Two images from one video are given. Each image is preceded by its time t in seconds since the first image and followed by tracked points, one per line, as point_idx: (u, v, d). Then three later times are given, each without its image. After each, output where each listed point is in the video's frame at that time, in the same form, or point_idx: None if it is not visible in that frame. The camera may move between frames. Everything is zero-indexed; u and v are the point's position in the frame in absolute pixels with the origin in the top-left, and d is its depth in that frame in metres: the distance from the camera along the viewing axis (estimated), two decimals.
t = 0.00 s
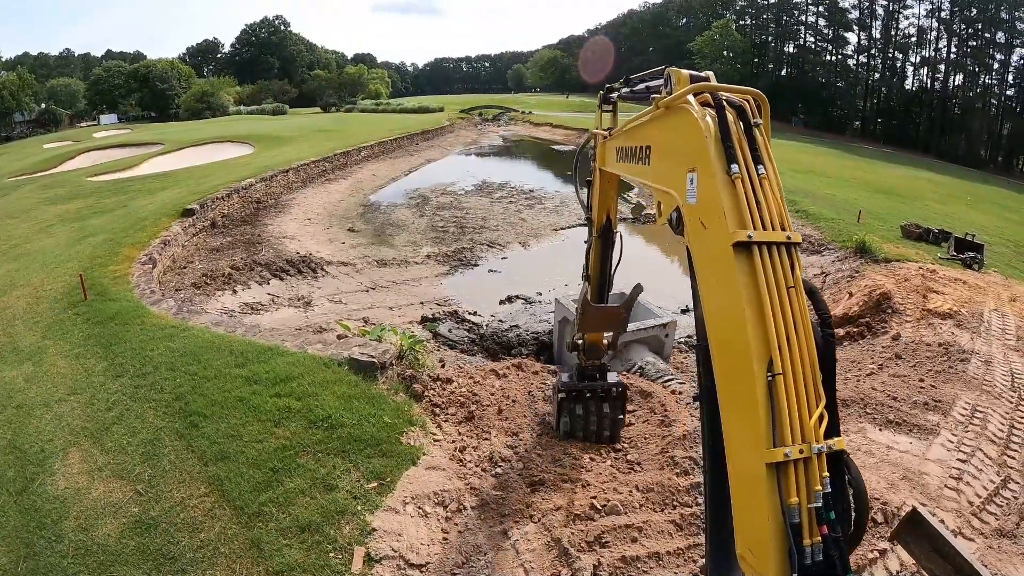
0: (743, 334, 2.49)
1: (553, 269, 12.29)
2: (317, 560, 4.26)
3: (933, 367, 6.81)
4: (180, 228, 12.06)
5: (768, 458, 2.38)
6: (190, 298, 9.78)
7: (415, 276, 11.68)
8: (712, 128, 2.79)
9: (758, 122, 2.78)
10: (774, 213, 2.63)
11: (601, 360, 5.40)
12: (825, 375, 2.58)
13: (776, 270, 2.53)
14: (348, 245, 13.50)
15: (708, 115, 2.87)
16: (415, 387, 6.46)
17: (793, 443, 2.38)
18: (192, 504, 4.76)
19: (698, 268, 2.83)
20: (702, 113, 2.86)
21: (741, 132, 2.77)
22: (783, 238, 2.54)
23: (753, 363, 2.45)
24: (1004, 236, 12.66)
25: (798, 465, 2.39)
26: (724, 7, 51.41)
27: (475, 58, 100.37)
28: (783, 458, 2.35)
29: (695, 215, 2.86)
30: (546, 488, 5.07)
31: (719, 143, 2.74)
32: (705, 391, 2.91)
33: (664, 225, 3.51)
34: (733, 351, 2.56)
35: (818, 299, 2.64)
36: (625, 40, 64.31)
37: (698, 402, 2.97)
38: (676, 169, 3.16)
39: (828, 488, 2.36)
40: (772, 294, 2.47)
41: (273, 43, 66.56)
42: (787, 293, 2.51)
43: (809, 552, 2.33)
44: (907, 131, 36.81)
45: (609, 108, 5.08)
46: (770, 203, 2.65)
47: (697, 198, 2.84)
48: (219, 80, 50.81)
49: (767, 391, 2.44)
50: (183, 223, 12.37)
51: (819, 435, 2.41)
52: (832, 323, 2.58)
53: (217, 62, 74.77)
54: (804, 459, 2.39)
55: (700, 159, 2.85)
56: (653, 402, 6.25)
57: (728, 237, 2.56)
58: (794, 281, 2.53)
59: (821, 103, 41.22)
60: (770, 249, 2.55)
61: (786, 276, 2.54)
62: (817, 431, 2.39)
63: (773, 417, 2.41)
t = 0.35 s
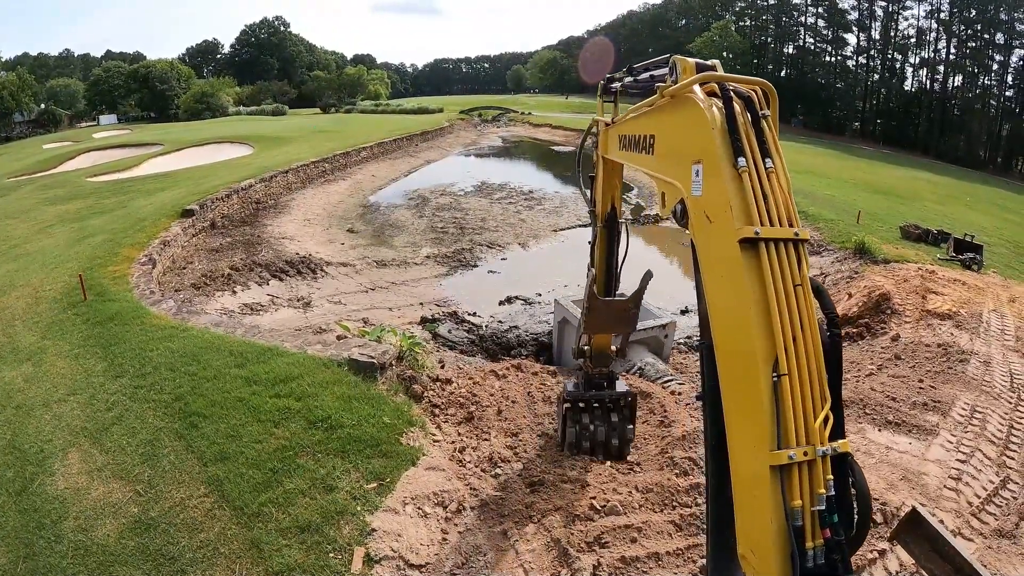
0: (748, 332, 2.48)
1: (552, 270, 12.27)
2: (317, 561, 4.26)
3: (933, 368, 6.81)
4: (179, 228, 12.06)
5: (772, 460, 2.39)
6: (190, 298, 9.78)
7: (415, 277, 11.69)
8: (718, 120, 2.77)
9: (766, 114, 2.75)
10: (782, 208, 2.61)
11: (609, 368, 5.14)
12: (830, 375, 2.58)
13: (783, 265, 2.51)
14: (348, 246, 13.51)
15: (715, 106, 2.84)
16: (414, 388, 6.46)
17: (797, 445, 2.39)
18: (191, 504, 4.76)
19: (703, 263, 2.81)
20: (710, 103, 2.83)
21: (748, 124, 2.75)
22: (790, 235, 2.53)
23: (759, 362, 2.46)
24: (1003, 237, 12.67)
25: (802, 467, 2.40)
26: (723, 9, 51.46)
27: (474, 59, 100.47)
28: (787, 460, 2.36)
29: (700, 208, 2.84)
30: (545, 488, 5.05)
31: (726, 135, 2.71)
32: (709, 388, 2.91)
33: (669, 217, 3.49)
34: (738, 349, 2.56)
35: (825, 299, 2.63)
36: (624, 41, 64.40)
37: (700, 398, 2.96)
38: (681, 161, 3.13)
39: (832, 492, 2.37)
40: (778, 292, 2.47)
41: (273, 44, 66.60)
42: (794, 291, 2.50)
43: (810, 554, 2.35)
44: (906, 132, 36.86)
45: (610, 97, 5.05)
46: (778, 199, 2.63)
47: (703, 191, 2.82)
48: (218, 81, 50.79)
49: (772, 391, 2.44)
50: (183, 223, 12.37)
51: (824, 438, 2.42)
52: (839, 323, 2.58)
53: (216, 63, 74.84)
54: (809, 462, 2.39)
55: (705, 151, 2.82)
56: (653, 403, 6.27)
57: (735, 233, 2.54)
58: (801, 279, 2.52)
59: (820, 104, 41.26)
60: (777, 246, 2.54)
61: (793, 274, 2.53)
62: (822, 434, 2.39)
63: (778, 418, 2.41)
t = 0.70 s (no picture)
0: (754, 330, 2.48)
1: (551, 270, 12.27)
2: (316, 561, 4.26)
3: (932, 368, 6.81)
4: (178, 228, 12.05)
5: (776, 462, 2.39)
6: (189, 299, 9.78)
7: (414, 278, 11.69)
8: (724, 113, 2.75)
9: (772, 108, 2.73)
10: (788, 205, 2.59)
11: (616, 376, 4.95)
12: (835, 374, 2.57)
13: (789, 263, 2.50)
14: (347, 247, 13.52)
15: (720, 98, 2.81)
16: (413, 388, 6.45)
17: (801, 447, 2.39)
18: (191, 504, 4.76)
19: (707, 258, 2.80)
20: (714, 95, 2.80)
21: (755, 118, 2.72)
22: (797, 232, 2.51)
23: (763, 362, 2.45)
24: (1001, 237, 12.68)
25: (805, 469, 2.40)
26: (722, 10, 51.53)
27: (473, 60, 100.51)
28: (790, 462, 2.36)
29: (704, 203, 2.82)
30: (544, 489, 5.05)
31: (732, 129, 2.69)
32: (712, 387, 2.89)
33: (672, 211, 3.47)
34: (742, 347, 2.55)
35: (831, 297, 2.62)
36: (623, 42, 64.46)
37: (701, 395, 2.95)
38: (685, 153, 3.11)
39: (835, 495, 2.38)
40: (784, 290, 2.46)
41: (271, 44, 66.62)
42: (800, 290, 2.49)
43: (813, 557, 2.35)
44: (904, 132, 36.88)
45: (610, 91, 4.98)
46: (784, 194, 2.61)
47: (708, 184, 2.80)
48: (218, 81, 50.80)
49: (777, 391, 2.44)
50: (182, 223, 12.36)
51: (828, 440, 2.42)
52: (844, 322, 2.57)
53: (215, 63, 74.85)
54: (812, 464, 2.40)
55: (710, 145, 2.80)
56: (652, 403, 6.28)
57: (740, 230, 2.53)
58: (806, 277, 2.51)
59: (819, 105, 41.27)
60: (783, 243, 2.52)
61: (798, 271, 2.52)
62: (825, 436, 2.40)
63: (782, 419, 2.41)
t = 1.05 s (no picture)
0: (753, 331, 2.49)
1: (552, 272, 12.27)
2: (317, 561, 4.26)
3: (933, 370, 6.80)
4: (179, 228, 12.05)
5: (775, 463, 2.40)
6: (190, 299, 9.79)
7: (415, 279, 11.70)
8: (724, 113, 2.74)
9: (772, 107, 2.73)
10: (787, 204, 2.60)
11: (627, 389, 4.72)
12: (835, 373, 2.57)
13: (788, 263, 2.51)
14: (348, 248, 13.53)
15: (720, 98, 2.80)
16: (415, 389, 6.46)
17: (800, 448, 2.41)
18: (192, 504, 4.77)
19: (705, 258, 2.81)
20: (714, 94, 2.80)
21: (755, 118, 2.72)
22: (797, 232, 2.51)
23: (763, 363, 2.46)
24: (1002, 240, 12.70)
25: (805, 469, 2.41)
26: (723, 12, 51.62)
27: (475, 61, 100.68)
28: (790, 463, 2.38)
29: (704, 202, 2.82)
30: (546, 489, 5.07)
31: (732, 128, 2.68)
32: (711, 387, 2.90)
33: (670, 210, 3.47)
34: (742, 348, 2.55)
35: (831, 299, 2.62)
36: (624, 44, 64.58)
37: (701, 395, 2.95)
38: (683, 152, 3.10)
39: (834, 495, 2.39)
40: (783, 290, 2.46)
41: (274, 45, 66.80)
42: (800, 290, 2.50)
43: (812, 557, 2.36)
44: (905, 134, 36.89)
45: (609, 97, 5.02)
46: (784, 194, 2.61)
47: (707, 184, 2.80)
48: (220, 82, 50.89)
49: (776, 391, 2.45)
50: (183, 223, 12.38)
51: (828, 440, 2.43)
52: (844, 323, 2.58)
53: (217, 64, 74.96)
54: (811, 464, 2.41)
55: (709, 144, 2.79)
56: (653, 404, 6.30)
57: (740, 230, 2.53)
58: (806, 278, 2.52)
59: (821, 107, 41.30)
60: (783, 243, 2.53)
61: (798, 272, 2.52)
62: (825, 436, 2.41)
63: (782, 420, 2.42)
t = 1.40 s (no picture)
0: (749, 332, 2.49)
1: (554, 264, 12.22)
2: (318, 559, 4.26)
3: (937, 364, 6.78)
4: (180, 224, 12.01)
5: (772, 461, 2.40)
6: (191, 295, 9.79)
7: (416, 272, 11.67)
8: (720, 119, 2.75)
9: (767, 114, 2.74)
10: (783, 207, 2.60)
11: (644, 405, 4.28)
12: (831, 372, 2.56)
13: (784, 264, 2.51)
14: (350, 241, 13.50)
15: (716, 105, 2.82)
16: (415, 383, 6.46)
17: (797, 445, 2.40)
18: (193, 502, 4.77)
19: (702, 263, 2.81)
20: (710, 103, 2.82)
21: (750, 123, 2.73)
22: (792, 234, 2.51)
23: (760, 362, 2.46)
24: (1006, 230, 12.63)
25: (802, 466, 2.41)
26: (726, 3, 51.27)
27: (477, 52, 100.23)
28: (787, 460, 2.37)
29: (700, 206, 2.81)
30: (546, 484, 5.06)
31: (728, 134, 2.69)
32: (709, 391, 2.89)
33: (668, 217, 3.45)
34: (739, 349, 2.55)
35: (827, 300, 2.62)
36: (625, 34, 64.21)
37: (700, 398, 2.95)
38: (680, 158, 3.10)
39: (832, 491, 2.38)
40: (779, 292, 2.46)
41: (274, 38, 66.61)
42: (795, 290, 2.49)
43: (810, 554, 2.35)
44: (909, 124, 36.71)
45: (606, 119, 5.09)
46: (779, 199, 2.61)
47: (703, 190, 2.80)
48: (220, 74, 50.69)
49: (773, 391, 2.45)
50: (184, 219, 12.36)
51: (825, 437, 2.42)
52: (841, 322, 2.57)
53: (217, 58, 74.73)
54: (808, 461, 2.40)
55: (705, 149, 2.79)
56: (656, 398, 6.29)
57: (736, 233, 2.53)
58: (802, 279, 2.51)
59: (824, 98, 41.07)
60: (779, 246, 2.53)
61: (794, 272, 2.52)
62: (822, 434, 2.40)
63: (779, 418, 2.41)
